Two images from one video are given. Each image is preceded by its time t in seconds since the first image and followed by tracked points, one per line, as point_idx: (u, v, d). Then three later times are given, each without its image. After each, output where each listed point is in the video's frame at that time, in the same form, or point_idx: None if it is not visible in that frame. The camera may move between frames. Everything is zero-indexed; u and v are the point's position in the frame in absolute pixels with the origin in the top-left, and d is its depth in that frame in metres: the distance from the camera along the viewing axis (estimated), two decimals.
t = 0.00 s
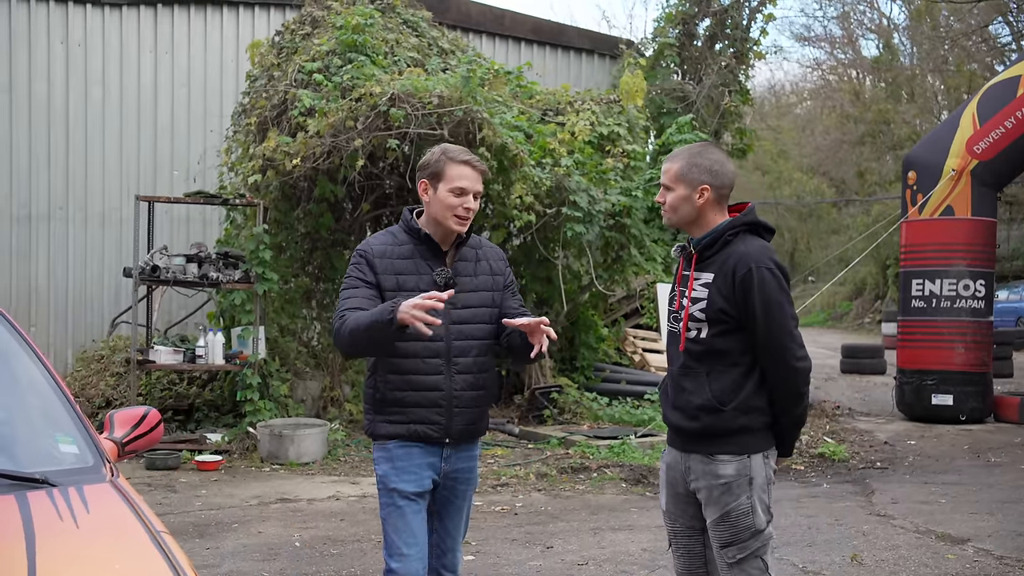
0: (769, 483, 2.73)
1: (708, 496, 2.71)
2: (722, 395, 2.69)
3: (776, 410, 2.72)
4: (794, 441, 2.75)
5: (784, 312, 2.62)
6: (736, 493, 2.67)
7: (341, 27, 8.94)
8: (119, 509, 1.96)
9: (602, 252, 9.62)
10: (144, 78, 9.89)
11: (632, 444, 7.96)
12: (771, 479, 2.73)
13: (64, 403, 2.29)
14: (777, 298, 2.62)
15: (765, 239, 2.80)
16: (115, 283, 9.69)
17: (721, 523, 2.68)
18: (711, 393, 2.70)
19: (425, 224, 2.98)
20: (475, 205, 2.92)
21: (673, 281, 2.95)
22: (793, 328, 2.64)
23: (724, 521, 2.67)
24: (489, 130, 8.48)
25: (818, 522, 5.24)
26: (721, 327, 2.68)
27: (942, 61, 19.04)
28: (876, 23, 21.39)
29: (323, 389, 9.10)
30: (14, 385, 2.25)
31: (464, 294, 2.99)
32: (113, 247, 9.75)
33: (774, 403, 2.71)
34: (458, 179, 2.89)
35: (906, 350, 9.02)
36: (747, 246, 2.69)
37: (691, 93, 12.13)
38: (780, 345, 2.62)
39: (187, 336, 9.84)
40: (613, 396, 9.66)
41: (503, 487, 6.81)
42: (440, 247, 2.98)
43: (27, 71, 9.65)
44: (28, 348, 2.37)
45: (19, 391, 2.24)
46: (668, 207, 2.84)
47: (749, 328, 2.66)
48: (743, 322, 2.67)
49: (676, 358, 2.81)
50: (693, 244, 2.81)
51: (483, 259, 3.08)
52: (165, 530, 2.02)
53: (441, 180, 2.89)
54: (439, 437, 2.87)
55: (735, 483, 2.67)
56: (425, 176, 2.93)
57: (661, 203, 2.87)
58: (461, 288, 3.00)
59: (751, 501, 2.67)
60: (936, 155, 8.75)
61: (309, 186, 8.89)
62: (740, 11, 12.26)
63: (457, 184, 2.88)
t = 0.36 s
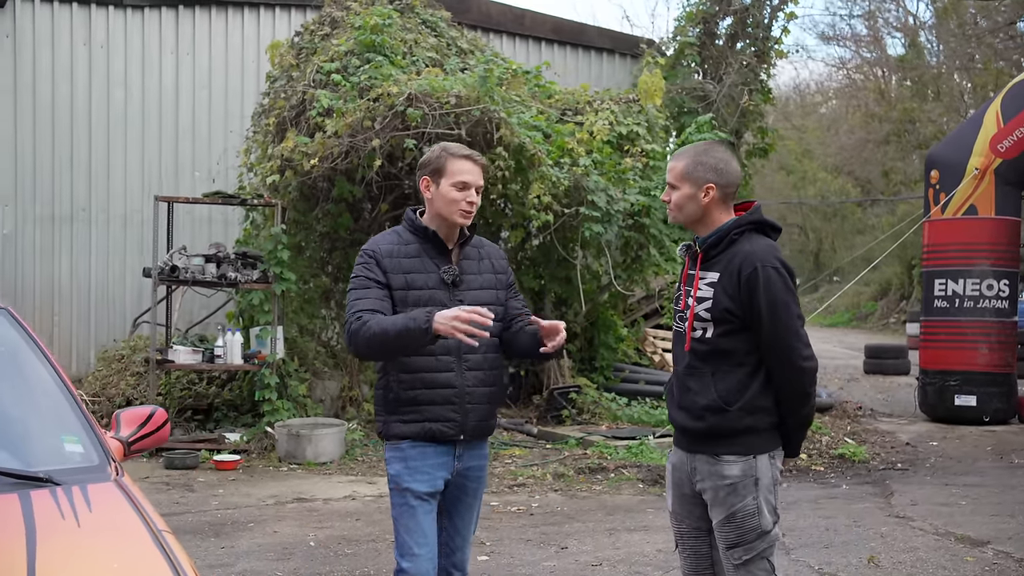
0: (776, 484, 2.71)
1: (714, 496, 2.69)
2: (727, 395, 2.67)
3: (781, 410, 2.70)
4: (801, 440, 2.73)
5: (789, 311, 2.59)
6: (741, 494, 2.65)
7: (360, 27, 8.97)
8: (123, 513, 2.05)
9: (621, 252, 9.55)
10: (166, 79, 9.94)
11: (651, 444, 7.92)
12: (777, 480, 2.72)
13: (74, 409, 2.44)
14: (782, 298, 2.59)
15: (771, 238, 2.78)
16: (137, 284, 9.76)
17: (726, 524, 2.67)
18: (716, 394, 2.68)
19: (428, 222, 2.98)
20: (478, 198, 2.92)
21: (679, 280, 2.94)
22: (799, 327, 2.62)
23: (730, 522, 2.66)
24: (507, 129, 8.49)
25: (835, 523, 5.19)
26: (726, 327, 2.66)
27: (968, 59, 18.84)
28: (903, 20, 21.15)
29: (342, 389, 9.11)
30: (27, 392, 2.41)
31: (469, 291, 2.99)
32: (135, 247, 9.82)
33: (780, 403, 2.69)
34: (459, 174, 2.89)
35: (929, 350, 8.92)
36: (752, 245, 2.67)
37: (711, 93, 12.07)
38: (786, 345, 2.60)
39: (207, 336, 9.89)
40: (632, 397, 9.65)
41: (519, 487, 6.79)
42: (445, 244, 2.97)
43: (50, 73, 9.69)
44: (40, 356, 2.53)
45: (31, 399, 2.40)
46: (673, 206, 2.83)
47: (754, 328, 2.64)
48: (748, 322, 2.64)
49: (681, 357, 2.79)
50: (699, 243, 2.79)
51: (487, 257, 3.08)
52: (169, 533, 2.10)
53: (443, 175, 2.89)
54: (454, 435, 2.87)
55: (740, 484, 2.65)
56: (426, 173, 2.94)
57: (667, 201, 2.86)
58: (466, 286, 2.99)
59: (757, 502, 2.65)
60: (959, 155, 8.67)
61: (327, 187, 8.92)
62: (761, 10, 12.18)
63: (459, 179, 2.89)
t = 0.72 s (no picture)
0: (783, 486, 2.73)
1: (720, 498, 2.73)
2: (733, 396, 2.70)
3: (789, 411, 2.71)
4: (808, 442, 2.75)
5: (795, 311, 2.61)
6: (747, 495, 2.69)
7: (379, 28, 8.99)
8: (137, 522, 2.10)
9: (641, 252, 9.49)
10: (188, 81, 10.02)
11: (669, 445, 7.89)
12: (784, 481, 2.74)
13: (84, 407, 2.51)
14: (788, 297, 2.62)
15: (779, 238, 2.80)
16: (159, 285, 9.86)
17: (733, 526, 2.70)
18: (722, 394, 2.71)
19: (439, 227, 2.97)
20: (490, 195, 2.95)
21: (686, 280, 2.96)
22: (805, 327, 2.64)
23: (737, 523, 2.69)
24: (525, 129, 8.48)
25: (854, 525, 5.14)
26: (732, 327, 2.69)
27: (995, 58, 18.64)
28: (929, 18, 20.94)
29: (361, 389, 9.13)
30: (38, 391, 2.49)
31: (483, 293, 2.98)
32: (157, 247, 9.90)
33: (787, 404, 2.70)
34: (469, 173, 2.92)
35: (951, 351, 8.83)
36: (759, 245, 2.70)
37: (732, 92, 12.00)
38: (792, 347, 2.62)
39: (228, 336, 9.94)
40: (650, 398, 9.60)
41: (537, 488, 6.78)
42: (457, 246, 2.98)
43: (74, 75, 9.71)
44: (51, 355, 2.60)
45: (42, 397, 2.47)
46: (680, 206, 2.85)
47: (760, 329, 2.67)
48: (754, 322, 2.67)
49: (688, 358, 2.82)
50: (705, 243, 2.81)
51: (497, 259, 3.07)
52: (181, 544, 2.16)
53: (453, 177, 2.91)
54: (476, 434, 2.87)
55: (746, 485, 2.69)
56: (435, 178, 2.94)
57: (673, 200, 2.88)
58: (479, 287, 2.98)
59: (763, 504, 2.68)
60: (982, 155, 8.65)
61: (346, 187, 8.94)
62: (782, 9, 12.10)
63: (471, 177, 2.91)
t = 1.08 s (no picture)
0: (790, 488, 2.71)
1: (725, 500, 2.71)
2: (739, 397, 2.68)
3: (795, 414, 2.69)
4: (815, 444, 2.73)
5: (803, 313, 2.60)
6: (753, 497, 2.66)
7: (399, 29, 9.01)
8: (143, 522, 2.13)
9: (662, 252, 9.46)
10: (211, 82, 10.08)
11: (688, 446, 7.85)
12: (791, 483, 2.72)
13: (95, 411, 2.55)
14: (796, 299, 2.60)
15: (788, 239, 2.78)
16: (182, 286, 9.94)
17: (739, 528, 2.68)
18: (728, 396, 2.70)
19: (450, 226, 2.97)
20: (498, 195, 2.94)
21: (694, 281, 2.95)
22: (813, 330, 2.62)
23: (742, 525, 2.67)
24: (544, 130, 8.47)
25: (873, 528, 5.09)
26: (739, 329, 2.67)
27: None
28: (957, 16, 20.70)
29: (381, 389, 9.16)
30: (51, 395, 2.54)
31: (494, 293, 2.97)
32: (180, 247, 9.99)
33: (793, 407, 2.68)
34: (478, 173, 2.91)
35: (974, 352, 8.73)
36: (767, 247, 2.68)
37: (754, 92, 11.92)
38: (799, 349, 2.60)
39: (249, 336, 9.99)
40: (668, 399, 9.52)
41: (555, 488, 6.77)
42: (468, 246, 2.97)
43: (99, 78, 9.79)
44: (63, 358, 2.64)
45: (54, 399, 2.52)
46: (689, 205, 2.84)
47: (767, 331, 2.65)
48: (761, 324, 2.66)
49: (695, 359, 2.81)
50: (713, 243, 2.80)
51: (508, 260, 3.06)
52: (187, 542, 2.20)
53: (461, 177, 2.90)
54: (485, 433, 2.86)
55: (752, 487, 2.66)
56: (444, 178, 2.94)
57: (682, 200, 2.87)
58: (491, 287, 2.97)
59: (769, 506, 2.66)
60: (1008, 153, 8.48)
61: (366, 187, 8.95)
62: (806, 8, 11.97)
63: (479, 178, 2.90)
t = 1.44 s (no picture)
0: (798, 488, 2.69)
1: (732, 500, 2.69)
2: (746, 397, 2.66)
3: (802, 413, 2.67)
4: (823, 445, 2.70)
5: (810, 312, 2.58)
6: (760, 498, 2.65)
7: (418, 29, 9.01)
8: (152, 522, 2.14)
9: (681, 252, 9.42)
10: (231, 83, 10.14)
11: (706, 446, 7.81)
12: (799, 484, 2.69)
13: (106, 411, 2.57)
14: (803, 298, 2.58)
15: (795, 238, 2.76)
16: (202, 286, 10.01)
17: (746, 529, 2.66)
18: (735, 396, 2.68)
19: (455, 225, 2.97)
20: (499, 195, 2.91)
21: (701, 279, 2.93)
22: (820, 329, 2.60)
23: (749, 526, 2.66)
24: (562, 129, 8.45)
25: (892, 529, 5.04)
26: (746, 328, 2.66)
27: None
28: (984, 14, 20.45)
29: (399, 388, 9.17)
30: (63, 394, 2.55)
31: (499, 291, 2.96)
32: (201, 247, 10.05)
33: (800, 407, 2.66)
34: (477, 173, 2.89)
35: (998, 353, 8.64)
36: (774, 245, 2.66)
37: (775, 91, 11.84)
38: (807, 348, 2.58)
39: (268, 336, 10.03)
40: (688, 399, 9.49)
41: (572, 488, 6.75)
42: (473, 245, 2.96)
43: (120, 79, 9.85)
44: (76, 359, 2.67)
45: (66, 398, 2.54)
46: (694, 204, 2.82)
47: (774, 330, 2.63)
48: (768, 323, 2.63)
49: (701, 358, 2.79)
50: (721, 243, 2.78)
51: (516, 259, 3.04)
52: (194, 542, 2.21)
53: (463, 176, 2.89)
54: (488, 432, 2.85)
55: (759, 488, 2.65)
56: (448, 176, 2.94)
57: (689, 198, 2.85)
58: (496, 286, 2.96)
59: (776, 506, 2.64)
60: None
61: (385, 187, 8.94)
62: (827, 6, 11.87)
63: (478, 178, 2.88)
